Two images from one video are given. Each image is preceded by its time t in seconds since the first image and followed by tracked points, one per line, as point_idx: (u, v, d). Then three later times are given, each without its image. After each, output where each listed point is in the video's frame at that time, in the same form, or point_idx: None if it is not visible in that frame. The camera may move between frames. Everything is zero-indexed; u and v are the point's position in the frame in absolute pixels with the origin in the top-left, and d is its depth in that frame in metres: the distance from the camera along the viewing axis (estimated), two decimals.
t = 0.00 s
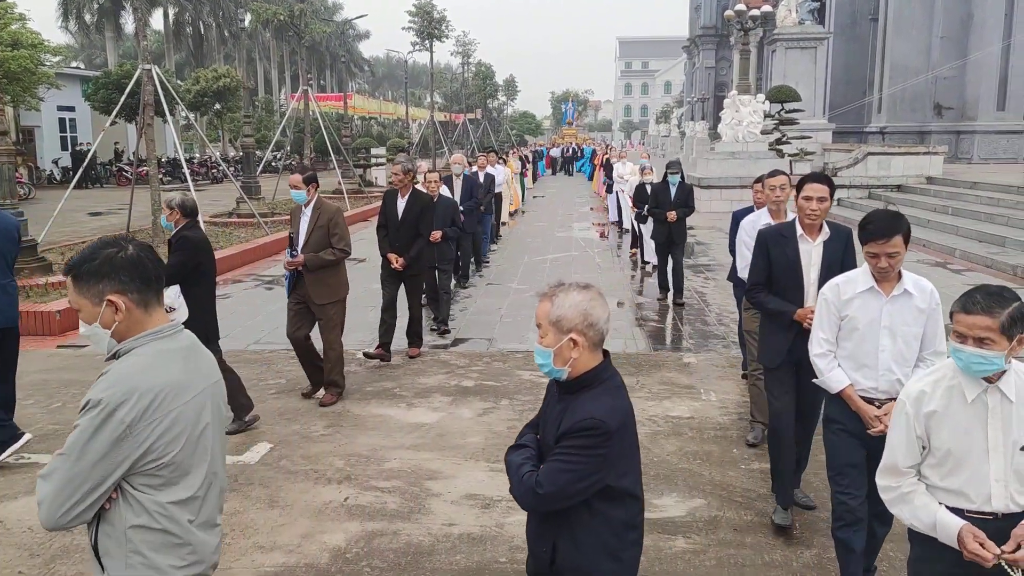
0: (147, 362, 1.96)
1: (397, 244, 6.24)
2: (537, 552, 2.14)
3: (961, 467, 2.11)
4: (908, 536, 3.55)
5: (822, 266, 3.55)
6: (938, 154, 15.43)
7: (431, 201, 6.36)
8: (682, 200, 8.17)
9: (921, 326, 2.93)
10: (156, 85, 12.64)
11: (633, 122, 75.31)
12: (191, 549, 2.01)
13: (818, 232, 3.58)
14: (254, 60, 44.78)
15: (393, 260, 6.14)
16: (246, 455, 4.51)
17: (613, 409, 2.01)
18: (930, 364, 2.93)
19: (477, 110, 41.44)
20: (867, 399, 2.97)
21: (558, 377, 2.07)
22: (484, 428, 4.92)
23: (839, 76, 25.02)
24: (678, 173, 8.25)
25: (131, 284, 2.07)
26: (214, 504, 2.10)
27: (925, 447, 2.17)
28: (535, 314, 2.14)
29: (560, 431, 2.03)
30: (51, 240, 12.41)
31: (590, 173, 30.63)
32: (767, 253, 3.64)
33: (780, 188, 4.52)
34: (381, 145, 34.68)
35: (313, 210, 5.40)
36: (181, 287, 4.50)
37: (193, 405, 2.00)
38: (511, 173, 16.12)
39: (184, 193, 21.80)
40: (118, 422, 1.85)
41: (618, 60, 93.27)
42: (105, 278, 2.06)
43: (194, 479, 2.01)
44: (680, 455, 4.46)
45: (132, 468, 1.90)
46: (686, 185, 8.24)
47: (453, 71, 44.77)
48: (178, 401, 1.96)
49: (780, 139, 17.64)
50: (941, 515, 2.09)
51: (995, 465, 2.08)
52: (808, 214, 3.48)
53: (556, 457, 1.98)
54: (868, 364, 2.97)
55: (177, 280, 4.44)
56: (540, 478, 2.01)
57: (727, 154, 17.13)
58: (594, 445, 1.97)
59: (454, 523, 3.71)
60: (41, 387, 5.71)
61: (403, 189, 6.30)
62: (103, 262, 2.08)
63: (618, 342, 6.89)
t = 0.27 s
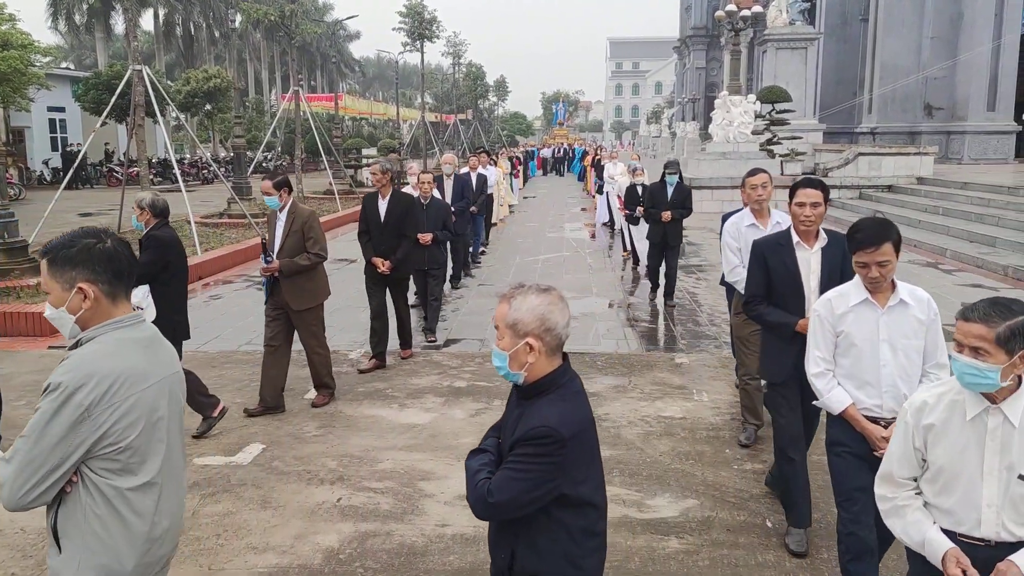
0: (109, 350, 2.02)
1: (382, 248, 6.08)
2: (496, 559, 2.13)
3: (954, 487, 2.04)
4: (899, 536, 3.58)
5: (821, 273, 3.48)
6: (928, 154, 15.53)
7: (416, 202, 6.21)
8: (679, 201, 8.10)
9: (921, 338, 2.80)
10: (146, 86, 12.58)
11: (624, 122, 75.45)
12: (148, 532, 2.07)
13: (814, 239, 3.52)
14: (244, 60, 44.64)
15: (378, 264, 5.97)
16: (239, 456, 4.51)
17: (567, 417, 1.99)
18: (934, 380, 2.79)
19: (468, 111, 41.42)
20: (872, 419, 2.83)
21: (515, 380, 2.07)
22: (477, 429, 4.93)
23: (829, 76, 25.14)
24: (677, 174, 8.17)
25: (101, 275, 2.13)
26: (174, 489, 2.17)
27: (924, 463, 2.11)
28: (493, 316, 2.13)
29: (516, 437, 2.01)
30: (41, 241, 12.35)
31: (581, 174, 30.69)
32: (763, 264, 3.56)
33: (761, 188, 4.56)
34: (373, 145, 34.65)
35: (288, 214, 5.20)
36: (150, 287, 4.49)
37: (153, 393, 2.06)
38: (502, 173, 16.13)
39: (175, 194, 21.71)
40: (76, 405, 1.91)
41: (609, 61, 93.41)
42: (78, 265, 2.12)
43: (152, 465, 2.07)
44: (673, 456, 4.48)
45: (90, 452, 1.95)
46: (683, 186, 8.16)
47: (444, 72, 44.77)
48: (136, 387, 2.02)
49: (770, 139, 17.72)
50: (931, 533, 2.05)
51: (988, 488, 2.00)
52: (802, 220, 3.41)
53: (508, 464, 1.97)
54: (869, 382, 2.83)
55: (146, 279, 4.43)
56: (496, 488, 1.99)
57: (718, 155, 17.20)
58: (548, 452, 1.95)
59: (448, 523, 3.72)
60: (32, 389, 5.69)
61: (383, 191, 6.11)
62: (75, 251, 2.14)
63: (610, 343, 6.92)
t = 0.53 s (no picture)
0: (73, 345, 2.02)
1: (368, 247, 6.04)
2: (454, 565, 2.10)
3: (963, 507, 1.96)
4: (898, 538, 3.57)
5: (826, 276, 3.42)
6: (925, 154, 15.55)
7: (401, 200, 6.17)
8: (678, 201, 8.05)
9: (926, 344, 2.72)
10: (143, 86, 12.54)
11: (621, 122, 75.47)
12: (109, 526, 2.07)
13: (818, 239, 3.46)
14: (241, 60, 44.55)
15: (363, 264, 5.93)
16: (236, 457, 4.49)
17: (524, 419, 1.98)
18: (940, 386, 2.71)
19: (465, 111, 41.40)
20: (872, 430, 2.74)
21: (474, 384, 2.07)
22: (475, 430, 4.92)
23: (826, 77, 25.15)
24: (676, 175, 8.13)
25: (70, 273, 2.13)
26: (138, 484, 2.15)
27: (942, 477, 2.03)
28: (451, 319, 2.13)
29: (475, 443, 2.00)
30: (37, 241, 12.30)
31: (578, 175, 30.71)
32: (765, 269, 3.49)
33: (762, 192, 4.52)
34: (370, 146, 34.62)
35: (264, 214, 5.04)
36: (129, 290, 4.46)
37: (116, 389, 2.06)
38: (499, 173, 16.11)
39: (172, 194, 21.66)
40: (37, 400, 1.91)
41: (606, 61, 93.44)
42: (47, 261, 2.12)
43: (114, 459, 2.06)
44: (671, 457, 4.47)
45: (52, 447, 1.94)
46: (683, 186, 8.10)
47: (441, 72, 44.75)
48: (99, 381, 2.02)
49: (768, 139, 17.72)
50: (933, 552, 1.99)
51: (998, 513, 1.90)
52: (803, 221, 3.36)
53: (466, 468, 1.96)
54: (872, 390, 2.74)
55: (123, 282, 4.42)
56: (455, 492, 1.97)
57: (715, 155, 17.19)
58: (508, 455, 1.94)
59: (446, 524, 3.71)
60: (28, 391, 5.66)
61: (368, 189, 6.10)
62: (44, 248, 2.13)
63: (608, 343, 6.91)
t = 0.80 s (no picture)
0: (28, 352, 2.01)
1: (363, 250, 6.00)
2: (407, 559, 2.09)
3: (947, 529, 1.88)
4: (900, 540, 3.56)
5: (837, 286, 3.28)
6: (925, 155, 15.56)
7: (396, 202, 6.10)
8: (677, 204, 8.06)
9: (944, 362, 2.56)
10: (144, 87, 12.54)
11: (622, 123, 75.50)
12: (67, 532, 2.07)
13: (831, 246, 3.32)
14: (242, 61, 44.59)
15: (358, 266, 5.89)
16: (237, 458, 4.49)
17: (474, 408, 1.98)
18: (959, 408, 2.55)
19: (465, 112, 41.42)
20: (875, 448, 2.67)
21: (427, 377, 2.08)
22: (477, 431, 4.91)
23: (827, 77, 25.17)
24: (673, 177, 8.13)
25: (22, 280, 2.13)
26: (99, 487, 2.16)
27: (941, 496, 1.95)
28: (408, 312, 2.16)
29: (427, 433, 2.00)
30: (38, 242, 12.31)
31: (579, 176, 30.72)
32: (774, 277, 3.37)
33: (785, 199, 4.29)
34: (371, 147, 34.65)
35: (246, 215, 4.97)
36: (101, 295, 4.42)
37: (73, 394, 2.06)
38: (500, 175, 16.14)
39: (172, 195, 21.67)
40: None
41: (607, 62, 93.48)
42: None
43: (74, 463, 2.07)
44: (673, 458, 4.47)
45: (8, 454, 1.94)
46: (682, 189, 8.07)
47: (442, 73, 44.77)
48: (55, 386, 2.02)
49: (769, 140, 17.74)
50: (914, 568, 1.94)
51: (978, 534, 1.80)
52: (816, 229, 3.20)
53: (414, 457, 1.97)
54: (879, 407, 2.64)
55: (96, 289, 4.39)
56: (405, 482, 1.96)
57: (716, 156, 17.19)
58: (458, 443, 1.94)
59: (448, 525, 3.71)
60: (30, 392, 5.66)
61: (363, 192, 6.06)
62: None
63: (609, 344, 6.91)
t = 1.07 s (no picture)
0: None
1: (359, 254, 5.99)
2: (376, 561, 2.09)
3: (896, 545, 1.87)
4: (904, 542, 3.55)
5: (859, 297, 3.19)
6: (928, 155, 15.54)
7: (395, 206, 6.04)
8: (678, 204, 8.04)
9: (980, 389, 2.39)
10: (146, 87, 12.54)
11: (624, 124, 75.49)
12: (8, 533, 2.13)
13: (856, 257, 3.23)
14: (245, 62, 44.66)
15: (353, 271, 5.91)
16: (239, 459, 4.50)
17: (434, 410, 1.98)
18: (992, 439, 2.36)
19: (467, 112, 41.45)
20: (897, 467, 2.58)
21: (389, 379, 2.09)
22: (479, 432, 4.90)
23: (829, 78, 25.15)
24: (673, 178, 8.09)
25: None
26: (42, 497, 2.22)
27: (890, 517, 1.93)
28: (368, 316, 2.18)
29: (387, 437, 2.00)
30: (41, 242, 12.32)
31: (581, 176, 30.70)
32: (795, 285, 3.28)
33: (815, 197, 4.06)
34: (373, 147, 34.68)
35: (231, 221, 4.70)
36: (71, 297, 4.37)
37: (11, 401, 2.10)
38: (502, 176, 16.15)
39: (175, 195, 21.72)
40: None
41: (609, 63, 93.47)
42: None
43: (13, 472, 2.12)
44: (675, 459, 4.47)
45: None
46: (682, 189, 8.05)
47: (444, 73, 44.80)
48: None
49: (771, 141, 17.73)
50: None
51: (919, 550, 1.79)
52: (839, 237, 3.12)
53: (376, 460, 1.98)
54: (901, 425, 2.55)
55: (66, 291, 4.33)
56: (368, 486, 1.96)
57: (719, 156, 17.18)
58: (417, 446, 1.94)
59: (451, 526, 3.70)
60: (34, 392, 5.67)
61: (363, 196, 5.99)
62: None
63: (612, 345, 6.91)
